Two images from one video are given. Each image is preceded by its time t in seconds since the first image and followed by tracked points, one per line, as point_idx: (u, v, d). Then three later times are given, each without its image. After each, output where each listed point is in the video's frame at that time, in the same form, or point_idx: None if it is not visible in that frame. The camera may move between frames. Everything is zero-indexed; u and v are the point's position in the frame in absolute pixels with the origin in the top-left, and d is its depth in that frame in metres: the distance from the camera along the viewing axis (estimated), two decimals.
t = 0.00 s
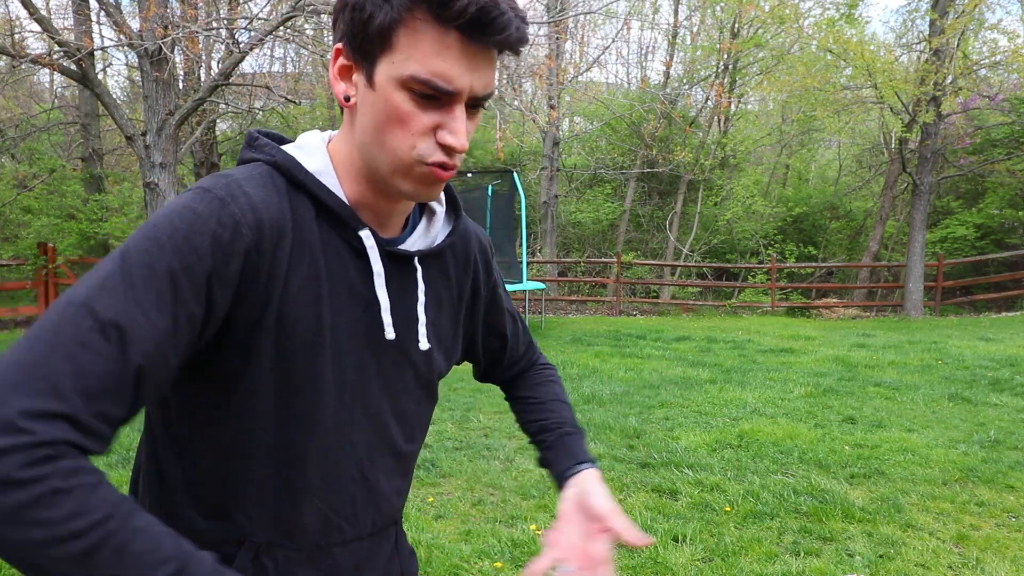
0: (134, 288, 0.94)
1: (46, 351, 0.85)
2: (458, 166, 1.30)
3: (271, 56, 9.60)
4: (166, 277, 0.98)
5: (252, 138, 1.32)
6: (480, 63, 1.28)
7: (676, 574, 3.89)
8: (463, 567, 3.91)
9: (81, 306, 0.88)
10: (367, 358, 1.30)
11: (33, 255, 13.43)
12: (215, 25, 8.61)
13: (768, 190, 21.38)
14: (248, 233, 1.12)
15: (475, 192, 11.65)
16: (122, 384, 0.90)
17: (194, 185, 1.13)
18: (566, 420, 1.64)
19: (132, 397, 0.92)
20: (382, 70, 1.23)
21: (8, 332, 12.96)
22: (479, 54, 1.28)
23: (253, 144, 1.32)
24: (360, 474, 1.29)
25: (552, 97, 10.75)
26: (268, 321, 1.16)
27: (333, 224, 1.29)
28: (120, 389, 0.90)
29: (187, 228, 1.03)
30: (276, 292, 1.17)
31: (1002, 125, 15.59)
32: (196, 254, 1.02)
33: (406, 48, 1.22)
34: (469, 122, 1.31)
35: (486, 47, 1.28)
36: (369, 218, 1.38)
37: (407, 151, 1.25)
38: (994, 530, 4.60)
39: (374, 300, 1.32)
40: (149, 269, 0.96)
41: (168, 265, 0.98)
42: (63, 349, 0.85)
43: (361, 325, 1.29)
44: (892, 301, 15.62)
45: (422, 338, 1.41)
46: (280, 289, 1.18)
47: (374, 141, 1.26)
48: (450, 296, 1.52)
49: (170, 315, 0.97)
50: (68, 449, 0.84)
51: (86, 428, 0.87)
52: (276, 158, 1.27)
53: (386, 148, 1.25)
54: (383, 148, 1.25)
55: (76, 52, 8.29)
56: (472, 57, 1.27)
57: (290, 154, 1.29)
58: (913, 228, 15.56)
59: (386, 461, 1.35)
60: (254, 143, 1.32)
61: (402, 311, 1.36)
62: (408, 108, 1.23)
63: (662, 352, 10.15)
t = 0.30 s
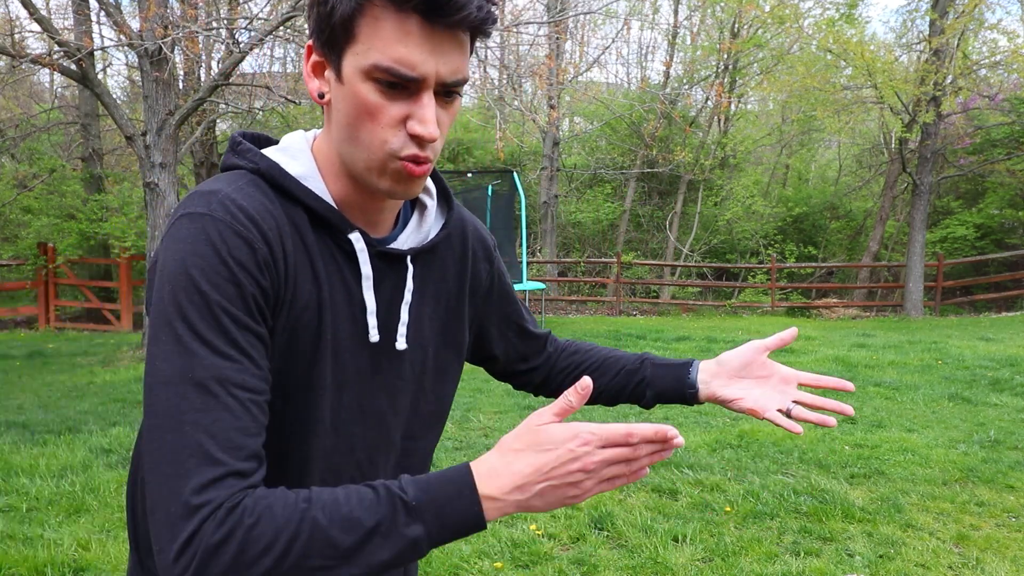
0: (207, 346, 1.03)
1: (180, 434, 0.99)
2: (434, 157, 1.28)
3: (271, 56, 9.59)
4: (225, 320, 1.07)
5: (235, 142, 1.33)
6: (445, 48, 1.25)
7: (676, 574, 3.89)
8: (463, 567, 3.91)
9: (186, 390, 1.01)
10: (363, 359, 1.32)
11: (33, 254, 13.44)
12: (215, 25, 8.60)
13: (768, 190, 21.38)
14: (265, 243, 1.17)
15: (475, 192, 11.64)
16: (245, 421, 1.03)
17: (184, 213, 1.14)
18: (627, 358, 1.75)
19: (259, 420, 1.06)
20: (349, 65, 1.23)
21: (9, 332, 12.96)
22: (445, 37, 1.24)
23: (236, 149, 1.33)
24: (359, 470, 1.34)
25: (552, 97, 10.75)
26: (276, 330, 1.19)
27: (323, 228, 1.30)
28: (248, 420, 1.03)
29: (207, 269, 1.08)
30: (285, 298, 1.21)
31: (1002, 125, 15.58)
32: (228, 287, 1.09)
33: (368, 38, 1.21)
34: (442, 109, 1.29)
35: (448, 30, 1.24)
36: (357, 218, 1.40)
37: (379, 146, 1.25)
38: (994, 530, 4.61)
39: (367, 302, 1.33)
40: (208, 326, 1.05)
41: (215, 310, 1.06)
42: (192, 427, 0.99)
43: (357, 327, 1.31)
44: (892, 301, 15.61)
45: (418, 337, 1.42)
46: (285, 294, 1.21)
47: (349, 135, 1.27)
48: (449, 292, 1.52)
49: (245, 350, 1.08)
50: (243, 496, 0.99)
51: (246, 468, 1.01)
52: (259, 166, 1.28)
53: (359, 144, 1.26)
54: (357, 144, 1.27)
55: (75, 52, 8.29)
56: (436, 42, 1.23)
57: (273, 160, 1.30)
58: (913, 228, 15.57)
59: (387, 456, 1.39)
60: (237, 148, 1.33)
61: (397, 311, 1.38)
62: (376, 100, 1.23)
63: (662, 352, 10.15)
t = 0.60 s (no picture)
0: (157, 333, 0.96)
1: (88, 405, 0.90)
2: (443, 152, 1.27)
3: (271, 56, 9.59)
4: (189, 314, 0.99)
5: (251, 142, 1.32)
6: (451, 42, 1.25)
7: (676, 574, 3.89)
8: (463, 567, 3.91)
9: (109, 366, 0.92)
10: (375, 363, 1.31)
11: (33, 254, 13.45)
12: (215, 25, 8.60)
13: (768, 190, 21.38)
14: (263, 247, 1.13)
15: (475, 192, 11.65)
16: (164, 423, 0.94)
17: (197, 203, 1.11)
18: (569, 414, 1.62)
19: (175, 427, 0.96)
20: (359, 61, 1.23)
21: (9, 333, 12.95)
22: (451, 31, 1.24)
23: (254, 148, 1.32)
24: (373, 473, 1.32)
25: (552, 97, 10.75)
26: (282, 333, 1.17)
27: (340, 228, 1.29)
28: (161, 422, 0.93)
29: (199, 262, 1.03)
30: (290, 302, 1.17)
31: (1002, 125, 15.58)
32: (210, 284, 1.03)
33: (376, 33, 1.22)
34: (451, 105, 1.28)
35: (454, 25, 1.24)
36: (373, 218, 1.38)
37: (386, 139, 1.24)
38: (994, 530, 4.60)
39: (383, 304, 1.32)
40: (171, 317, 0.97)
41: (188, 303, 0.99)
42: (100, 406, 0.90)
43: (370, 330, 1.30)
44: (892, 301, 15.61)
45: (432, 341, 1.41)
46: (293, 297, 1.18)
47: (358, 130, 1.27)
48: (461, 294, 1.52)
49: (201, 348, 1.00)
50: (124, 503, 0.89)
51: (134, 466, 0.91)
52: (277, 165, 1.26)
53: (367, 138, 1.26)
54: (366, 140, 1.26)
55: (75, 52, 8.29)
56: (442, 35, 1.24)
57: (291, 159, 1.28)
58: (913, 228, 15.57)
59: (400, 459, 1.37)
60: (255, 148, 1.32)
61: (412, 313, 1.37)
62: (384, 94, 1.22)
63: (662, 352, 10.15)
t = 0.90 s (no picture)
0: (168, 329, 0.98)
1: (106, 409, 0.91)
2: (420, 143, 1.26)
3: (272, 55, 9.57)
4: (193, 305, 1.01)
5: (243, 138, 1.33)
6: (425, 31, 1.23)
7: (676, 574, 3.89)
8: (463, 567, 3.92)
9: (123, 366, 0.93)
10: (369, 358, 1.31)
11: (33, 255, 13.43)
12: (215, 25, 8.61)
13: (768, 190, 21.37)
14: (256, 237, 1.15)
15: (475, 192, 11.64)
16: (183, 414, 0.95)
17: (188, 200, 1.13)
18: (601, 399, 1.62)
19: (196, 418, 0.97)
20: (338, 52, 1.25)
21: (9, 332, 12.94)
22: (428, 21, 1.23)
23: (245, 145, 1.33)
24: (368, 474, 1.32)
25: (552, 97, 10.73)
26: (271, 328, 1.18)
27: (328, 223, 1.30)
28: (181, 415, 0.95)
29: (194, 256, 1.04)
30: (278, 295, 1.18)
31: (1002, 125, 15.57)
32: (209, 275, 1.05)
33: (352, 24, 1.23)
34: (428, 95, 1.27)
35: (426, 15, 1.22)
36: (363, 214, 1.39)
37: (363, 128, 1.25)
38: (994, 530, 4.61)
39: (375, 299, 1.32)
40: (176, 309, 0.99)
41: (189, 295, 1.01)
42: (119, 405, 0.91)
43: (361, 325, 1.30)
44: (892, 301, 15.61)
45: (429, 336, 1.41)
46: (282, 291, 1.19)
47: (339, 121, 1.28)
48: (464, 288, 1.52)
49: (208, 340, 1.02)
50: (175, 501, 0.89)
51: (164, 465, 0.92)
52: (266, 161, 1.27)
53: (346, 127, 1.27)
54: (346, 130, 1.27)
55: (75, 52, 8.29)
56: (416, 25, 1.22)
57: (280, 155, 1.29)
58: (913, 228, 15.57)
59: (397, 460, 1.36)
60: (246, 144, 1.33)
61: (407, 309, 1.37)
62: (359, 84, 1.23)
63: (662, 352, 10.15)
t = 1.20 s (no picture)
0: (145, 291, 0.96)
1: (61, 351, 0.87)
2: (428, 122, 1.25)
3: (272, 55, 9.57)
4: (174, 273, 1.00)
5: (245, 136, 1.31)
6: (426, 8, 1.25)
7: (676, 574, 3.89)
8: (464, 567, 3.91)
9: (89, 313, 0.91)
10: (372, 359, 1.30)
11: (33, 255, 13.42)
12: (216, 25, 8.61)
13: (768, 190, 21.36)
14: (251, 226, 1.14)
15: (475, 192, 11.64)
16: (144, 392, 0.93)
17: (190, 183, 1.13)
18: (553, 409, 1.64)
19: (149, 388, 0.94)
20: (339, 38, 1.25)
21: (9, 332, 12.92)
22: None
23: (248, 143, 1.30)
24: (375, 476, 1.32)
25: (552, 96, 10.74)
26: (273, 328, 1.18)
27: (331, 223, 1.27)
28: (139, 384, 0.92)
29: (187, 228, 1.04)
30: (276, 287, 1.18)
31: (1002, 125, 15.56)
32: (198, 249, 1.04)
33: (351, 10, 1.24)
34: (433, 73, 1.27)
35: None
36: (368, 211, 1.37)
37: (369, 111, 1.23)
38: (994, 530, 4.61)
39: (378, 298, 1.30)
40: (155, 273, 0.98)
41: (175, 264, 1.00)
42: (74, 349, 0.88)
43: (364, 324, 1.28)
44: (892, 301, 15.60)
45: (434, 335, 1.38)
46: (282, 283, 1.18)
47: (344, 113, 1.27)
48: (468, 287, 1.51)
49: (183, 312, 1.00)
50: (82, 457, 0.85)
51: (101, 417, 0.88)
52: (267, 159, 1.25)
53: (351, 113, 1.26)
54: (350, 118, 1.25)
55: (75, 52, 8.30)
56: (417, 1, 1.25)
57: (282, 153, 1.27)
58: (912, 228, 15.57)
59: (404, 459, 1.37)
60: (249, 142, 1.30)
61: (413, 310, 1.35)
62: (364, 65, 1.23)
63: (662, 352, 10.15)
